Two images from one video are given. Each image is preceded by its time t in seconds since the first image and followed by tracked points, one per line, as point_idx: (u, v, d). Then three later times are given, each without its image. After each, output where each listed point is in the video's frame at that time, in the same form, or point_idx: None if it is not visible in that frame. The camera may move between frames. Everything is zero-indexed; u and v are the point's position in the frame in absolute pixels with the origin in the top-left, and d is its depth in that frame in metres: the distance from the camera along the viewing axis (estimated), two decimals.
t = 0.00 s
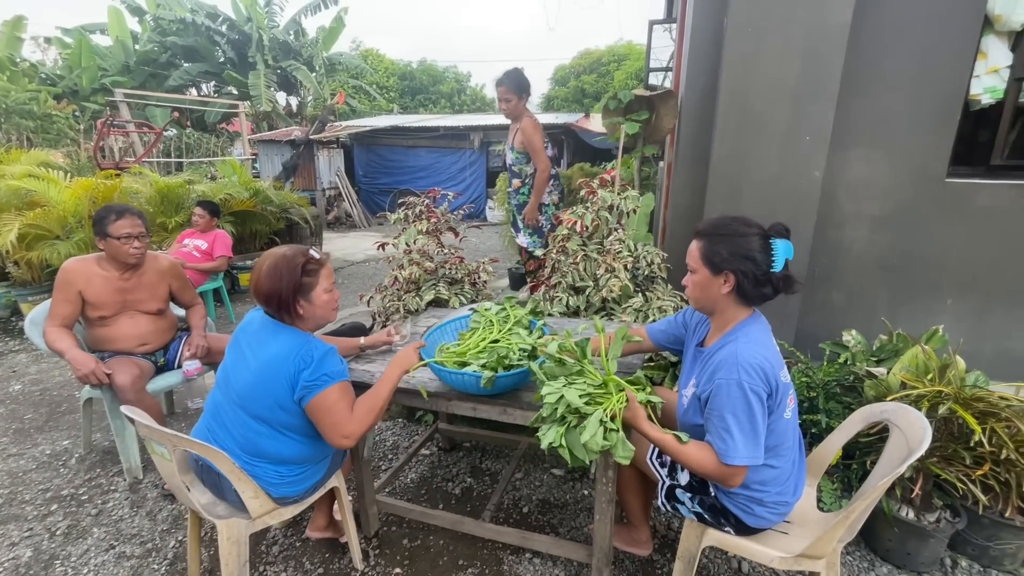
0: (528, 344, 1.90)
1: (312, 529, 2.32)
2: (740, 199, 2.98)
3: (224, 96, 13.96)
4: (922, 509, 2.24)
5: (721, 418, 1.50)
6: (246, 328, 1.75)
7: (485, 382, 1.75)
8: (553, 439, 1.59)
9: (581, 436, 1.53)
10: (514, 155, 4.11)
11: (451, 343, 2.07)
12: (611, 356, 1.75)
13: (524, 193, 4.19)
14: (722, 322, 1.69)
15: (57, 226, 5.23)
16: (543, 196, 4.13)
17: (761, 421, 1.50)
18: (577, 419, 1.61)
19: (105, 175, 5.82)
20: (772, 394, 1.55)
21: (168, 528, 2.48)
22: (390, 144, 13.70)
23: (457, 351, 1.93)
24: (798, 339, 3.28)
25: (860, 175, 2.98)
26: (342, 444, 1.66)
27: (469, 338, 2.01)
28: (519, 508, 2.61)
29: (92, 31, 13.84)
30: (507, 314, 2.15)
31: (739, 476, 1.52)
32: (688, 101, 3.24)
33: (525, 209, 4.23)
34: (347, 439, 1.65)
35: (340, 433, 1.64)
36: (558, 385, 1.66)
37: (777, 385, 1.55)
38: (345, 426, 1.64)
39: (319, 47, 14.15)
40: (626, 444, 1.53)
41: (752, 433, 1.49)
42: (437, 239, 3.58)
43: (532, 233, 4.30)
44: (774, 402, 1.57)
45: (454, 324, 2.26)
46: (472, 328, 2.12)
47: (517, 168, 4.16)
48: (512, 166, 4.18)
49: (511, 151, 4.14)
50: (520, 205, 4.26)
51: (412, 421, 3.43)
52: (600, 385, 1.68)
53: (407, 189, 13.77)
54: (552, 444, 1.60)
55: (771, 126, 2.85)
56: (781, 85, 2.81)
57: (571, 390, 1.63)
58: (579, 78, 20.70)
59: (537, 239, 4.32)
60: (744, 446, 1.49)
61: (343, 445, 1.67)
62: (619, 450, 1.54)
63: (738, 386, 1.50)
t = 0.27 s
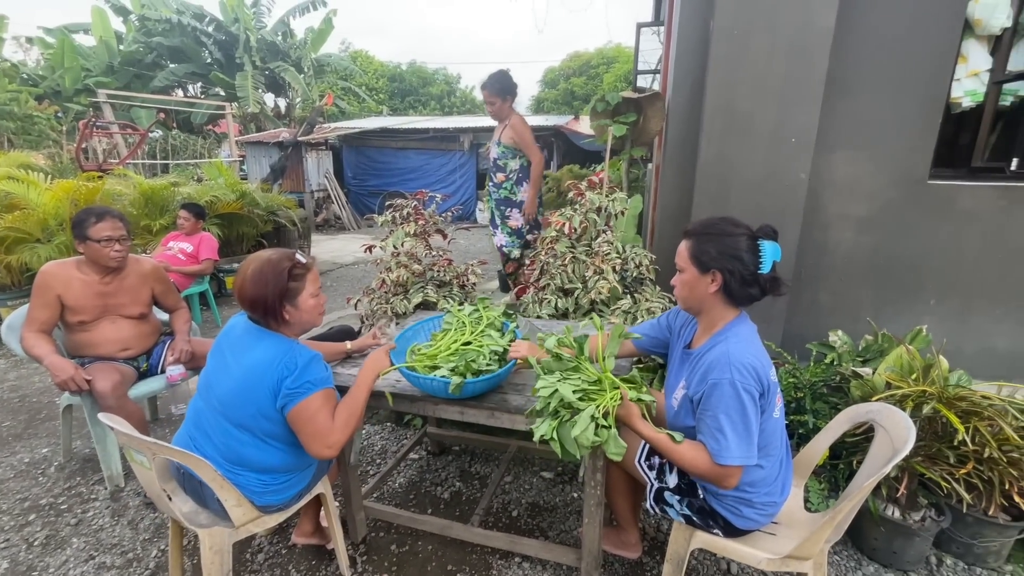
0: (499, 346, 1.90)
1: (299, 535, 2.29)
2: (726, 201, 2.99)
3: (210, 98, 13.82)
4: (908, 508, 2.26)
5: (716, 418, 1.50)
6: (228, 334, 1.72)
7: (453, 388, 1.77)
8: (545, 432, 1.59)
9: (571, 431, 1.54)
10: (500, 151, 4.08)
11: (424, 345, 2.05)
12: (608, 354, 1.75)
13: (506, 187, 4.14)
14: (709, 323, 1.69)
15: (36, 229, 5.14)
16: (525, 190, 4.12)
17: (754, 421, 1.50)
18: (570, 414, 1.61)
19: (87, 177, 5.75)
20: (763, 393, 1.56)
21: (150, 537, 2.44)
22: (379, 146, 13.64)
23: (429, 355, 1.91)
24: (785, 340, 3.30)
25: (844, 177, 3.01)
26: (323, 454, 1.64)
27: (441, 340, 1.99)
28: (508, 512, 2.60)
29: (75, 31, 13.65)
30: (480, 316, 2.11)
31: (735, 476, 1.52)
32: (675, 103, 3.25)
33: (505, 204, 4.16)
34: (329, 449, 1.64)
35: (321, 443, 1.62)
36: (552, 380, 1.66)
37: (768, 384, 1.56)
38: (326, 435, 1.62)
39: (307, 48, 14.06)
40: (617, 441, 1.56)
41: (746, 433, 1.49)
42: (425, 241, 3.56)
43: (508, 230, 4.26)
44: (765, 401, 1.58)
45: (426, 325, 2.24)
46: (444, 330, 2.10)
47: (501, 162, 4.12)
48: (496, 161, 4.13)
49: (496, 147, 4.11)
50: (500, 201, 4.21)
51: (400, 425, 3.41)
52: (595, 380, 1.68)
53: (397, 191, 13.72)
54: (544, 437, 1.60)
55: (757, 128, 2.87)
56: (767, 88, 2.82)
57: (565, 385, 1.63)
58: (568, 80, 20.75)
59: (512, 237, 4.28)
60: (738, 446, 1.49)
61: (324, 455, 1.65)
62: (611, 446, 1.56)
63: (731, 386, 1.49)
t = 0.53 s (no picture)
0: (490, 350, 1.91)
1: (288, 542, 2.25)
2: (718, 202, 2.99)
3: (201, 98, 13.71)
4: (901, 510, 2.26)
5: (711, 420, 1.48)
6: (210, 339, 1.69)
7: (445, 396, 1.72)
8: (538, 440, 1.62)
9: (561, 439, 1.56)
10: (488, 147, 4.03)
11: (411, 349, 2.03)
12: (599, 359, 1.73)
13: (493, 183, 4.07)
14: (701, 326, 1.67)
15: (21, 231, 5.07)
16: (512, 186, 4.13)
17: (749, 422, 1.48)
18: (561, 422, 1.62)
19: (73, 179, 5.67)
20: (756, 394, 1.54)
21: (135, 545, 2.39)
22: (371, 147, 13.58)
23: (417, 360, 1.89)
24: (778, 341, 3.30)
25: (836, 179, 3.01)
26: (306, 463, 1.59)
27: (429, 344, 1.97)
28: (501, 517, 2.57)
29: (63, 31, 13.51)
30: (468, 318, 2.10)
31: (733, 479, 1.50)
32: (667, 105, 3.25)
33: (490, 200, 4.08)
34: (313, 457, 1.59)
35: (305, 451, 1.58)
36: (544, 388, 1.67)
37: (761, 384, 1.55)
38: (308, 443, 1.58)
39: (299, 49, 13.97)
40: (605, 448, 1.55)
41: (741, 435, 1.47)
42: (416, 243, 3.53)
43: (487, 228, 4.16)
44: (758, 402, 1.57)
45: (412, 329, 2.21)
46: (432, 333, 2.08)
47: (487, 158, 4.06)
48: (482, 156, 4.07)
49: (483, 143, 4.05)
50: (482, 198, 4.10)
51: (392, 429, 3.38)
52: (586, 388, 1.67)
53: (389, 192, 13.67)
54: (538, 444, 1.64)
55: (748, 130, 2.87)
56: (758, 89, 2.82)
57: (555, 394, 1.64)
58: (561, 82, 20.77)
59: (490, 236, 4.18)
60: (734, 448, 1.47)
61: (308, 464, 1.60)
62: (600, 454, 1.56)
63: (725, 387, 1.48)
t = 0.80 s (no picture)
0: (488, 351, 1.89)
1: (283, 545, 2.23)
2: (716, 201, 2.97)
3: (197, 98, 13.66)
4: (900, 510, 2.25)
5: (707, 417, 1.47)
6: (199, 341, 1.67)
7: (437, 393, 1.71)
8: (533, 440, 1.61)
9: (555, 439, 1.55)
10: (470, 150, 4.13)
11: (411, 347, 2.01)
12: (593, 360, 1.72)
13: (472, 190, 4.21)
14: (699, 325, 1.66)
15: (15, 232, 5.04)
16: (491, 194, 4.25)
17: (745, 420, 1.46)
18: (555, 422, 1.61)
19: (67, 179, 5.63)
20: (754, 392, 1.53)
21: (128, 549, 2.36)
22: (368, 147, 13.55)
23: (415, 357, 1.87)
24: (776, 341, 3.29)
25: (834, 178, 3.00)
26: (310, 460, 1.58)
27: (429, 343, 1.95)
28: (498, 519, 2.55)
29: (58, 31, 13.44)
30: (470, 320, 2.09)
31: (730, 477, 1.49)
32: (665, 104, 3.23)
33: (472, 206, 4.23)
34: (316, 454, 1.59)
35: (308, 450, 1.57)
36: (538, 389, 1.66)
37: (759, 382, 1.53)
38: (312, 441, 1.57)
39: (296, 49, 13.93)
40: (599, 448, 1.55)
41: (737, 432, 1.46)
42: (413, 243, 3.51)
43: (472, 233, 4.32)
44: (756, 399, 1.55)
45: (414, 328, 2.19)
46: (432, 332, 2.06)
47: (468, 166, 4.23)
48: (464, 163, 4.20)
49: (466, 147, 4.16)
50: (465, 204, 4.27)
51: (389, 430, 3.36)
52: (580, 388, 1.65)
53: (387, 192, 13.63)
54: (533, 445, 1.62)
55: (746, 129, 2.85)
56: (756, 88, 2.81)
57: (549, 394, 1.63)
58: (558, 82, 20.75)
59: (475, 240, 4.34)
60: (729, 445, 1.46)
61: (310, 462, 1.59)
62: (594, 453, 1.56)
63: (722, 384, 1.46)
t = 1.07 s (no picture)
0: (489, 351, 1.91)
1: (286, 544, 2.24)
2: (717, 199, 2.97)
3: (198, 98, 13.66)
4: (901, 508, 2.25)
5: (703, 412, 1.47)
6: (196, 341, 1.67)
7: (432, 392, 1.71)
8: (532, 438, 1.61)
9: (553, 435, 1.55)
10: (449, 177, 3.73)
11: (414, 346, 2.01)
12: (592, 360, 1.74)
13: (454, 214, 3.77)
14: (699, 321, 1.66)
15: (16, 232, 5.04)
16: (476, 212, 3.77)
17: (742, 415, 1.46)
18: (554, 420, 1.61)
19: (69, 178, 5.63)
20: (751, 386, 1.53)
21: (130, 547, 2.37)
22: (369, 146, 13.55)
23: (416, 356, 1.88)
24: (777, 340, 3.29)
25: (835, 176, 3.00)
26: (318, 451, 1.61)
27: (432, 341, 1.96)
28: (499, 517, 2.56)
29: (59, 30, 13.45)
30: (473, 319, 2.09)
31: (727, 471, 1.49)
32: (665, 102, 3.23)
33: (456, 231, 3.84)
34: (323, 446, 1.61)
35: (314, 442, 1.59)
36: (537, 387, 1.68)
37: (757, 376, 1.53)
38: (316, 434, 1.59)
39: (296, 48, 13.92)
40: (597, 444, 1.54)
41: (734, 427, 1.46)
42: (414, 242, 3.50)
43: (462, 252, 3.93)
44: (754, 394, 1.55)
45: (418, 326, 2.19)
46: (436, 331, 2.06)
47: (448, 186, 3.72)
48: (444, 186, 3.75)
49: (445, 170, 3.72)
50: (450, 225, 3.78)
51: (390, 429, 3.37)
52: (579, 385, 1.67)
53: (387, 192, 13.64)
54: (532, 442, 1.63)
55: (747, 127, 2.85)
56: (757, 86, 2.81)
57: (548, 392, 1.64)
58: (559, 81, 20.74)
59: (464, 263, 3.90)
60: (725, 439, 1.46)
61: (318, 453, 1.62)
62: (592, 449, 1.55)
63: (718, 378, 1.47)
